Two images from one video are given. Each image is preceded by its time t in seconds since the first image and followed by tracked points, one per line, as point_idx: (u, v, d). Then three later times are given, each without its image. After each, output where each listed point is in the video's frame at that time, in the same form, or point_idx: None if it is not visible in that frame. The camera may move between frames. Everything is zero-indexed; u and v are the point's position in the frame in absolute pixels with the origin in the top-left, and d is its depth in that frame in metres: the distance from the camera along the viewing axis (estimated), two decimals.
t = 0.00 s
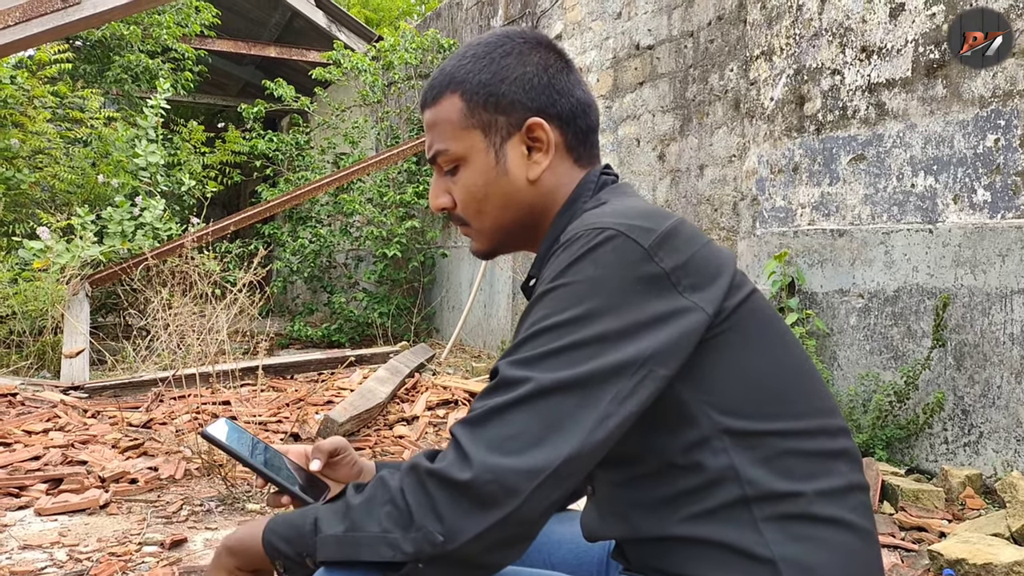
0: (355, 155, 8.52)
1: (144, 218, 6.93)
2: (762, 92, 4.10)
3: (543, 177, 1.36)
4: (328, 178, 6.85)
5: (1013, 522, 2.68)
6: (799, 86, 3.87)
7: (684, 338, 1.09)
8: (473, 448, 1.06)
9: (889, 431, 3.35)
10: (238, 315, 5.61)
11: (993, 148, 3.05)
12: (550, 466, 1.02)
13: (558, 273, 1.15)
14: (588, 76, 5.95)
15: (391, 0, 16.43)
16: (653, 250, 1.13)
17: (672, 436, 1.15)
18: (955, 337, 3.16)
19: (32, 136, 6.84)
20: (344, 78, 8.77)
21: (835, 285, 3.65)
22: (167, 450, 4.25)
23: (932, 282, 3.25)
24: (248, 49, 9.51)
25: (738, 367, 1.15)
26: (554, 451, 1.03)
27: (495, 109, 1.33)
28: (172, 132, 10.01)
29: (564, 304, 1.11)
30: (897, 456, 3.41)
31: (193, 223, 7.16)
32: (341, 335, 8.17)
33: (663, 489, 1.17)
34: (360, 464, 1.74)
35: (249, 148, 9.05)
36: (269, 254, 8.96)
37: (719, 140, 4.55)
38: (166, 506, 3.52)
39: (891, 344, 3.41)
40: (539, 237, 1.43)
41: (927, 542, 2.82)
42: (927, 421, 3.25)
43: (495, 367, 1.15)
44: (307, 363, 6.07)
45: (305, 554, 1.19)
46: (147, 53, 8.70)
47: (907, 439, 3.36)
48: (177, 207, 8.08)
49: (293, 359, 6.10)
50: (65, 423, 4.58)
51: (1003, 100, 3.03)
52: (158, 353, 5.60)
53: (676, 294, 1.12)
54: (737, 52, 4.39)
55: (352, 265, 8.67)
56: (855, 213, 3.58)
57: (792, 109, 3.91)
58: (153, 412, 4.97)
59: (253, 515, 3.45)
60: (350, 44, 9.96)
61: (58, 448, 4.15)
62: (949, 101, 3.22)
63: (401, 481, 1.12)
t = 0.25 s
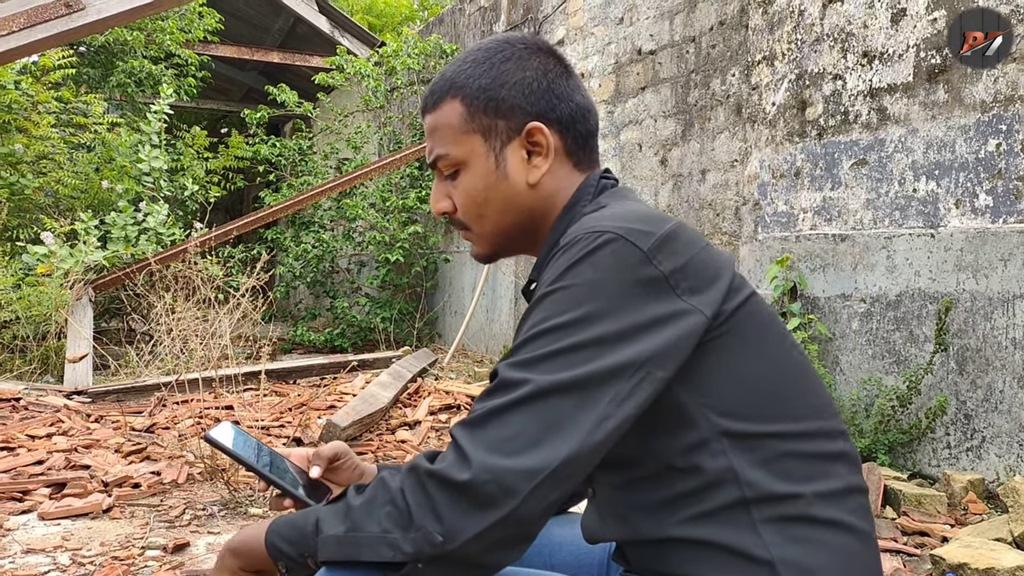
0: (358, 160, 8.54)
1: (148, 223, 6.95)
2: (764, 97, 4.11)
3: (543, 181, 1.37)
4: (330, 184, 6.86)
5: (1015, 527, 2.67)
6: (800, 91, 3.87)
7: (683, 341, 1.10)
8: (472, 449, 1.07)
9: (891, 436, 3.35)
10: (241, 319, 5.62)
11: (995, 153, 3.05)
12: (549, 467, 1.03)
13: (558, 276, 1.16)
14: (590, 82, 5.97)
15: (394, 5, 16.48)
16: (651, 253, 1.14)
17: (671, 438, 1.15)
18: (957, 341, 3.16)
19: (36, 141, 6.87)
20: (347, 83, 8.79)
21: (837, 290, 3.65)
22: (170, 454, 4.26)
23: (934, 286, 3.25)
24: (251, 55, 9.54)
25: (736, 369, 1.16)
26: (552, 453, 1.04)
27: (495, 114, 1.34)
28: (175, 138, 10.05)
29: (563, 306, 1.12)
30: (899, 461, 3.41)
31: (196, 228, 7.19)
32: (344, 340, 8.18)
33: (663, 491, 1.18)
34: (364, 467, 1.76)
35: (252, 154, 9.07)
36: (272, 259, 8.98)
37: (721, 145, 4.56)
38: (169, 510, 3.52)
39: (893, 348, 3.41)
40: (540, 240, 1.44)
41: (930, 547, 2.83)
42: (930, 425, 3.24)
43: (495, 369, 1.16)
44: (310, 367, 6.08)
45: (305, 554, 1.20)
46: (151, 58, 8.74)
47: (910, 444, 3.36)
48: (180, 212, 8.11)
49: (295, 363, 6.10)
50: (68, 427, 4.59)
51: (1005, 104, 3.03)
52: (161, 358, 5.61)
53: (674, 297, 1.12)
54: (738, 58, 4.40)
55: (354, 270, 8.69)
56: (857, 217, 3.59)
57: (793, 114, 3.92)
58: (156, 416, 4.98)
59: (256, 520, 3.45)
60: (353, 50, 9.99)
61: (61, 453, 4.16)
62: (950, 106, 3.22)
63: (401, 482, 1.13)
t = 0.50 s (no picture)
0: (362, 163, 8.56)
1: (151, 226, 6.97)
2: (766, 99, 4.12)
3: (543, 179, 1.38)
4: (334, 187, 6.88)
5: (1017, 528, 2.67)
6: (802, 94, 3.88)
7: (682, 336, 1.11)
8: (474, 442, 1.09)
9: (893, 437, 3.35)
10: (244, 322, 5.63)
11: (997, 155, 3.06)
12: (549, 460, 1.05)
13: (559, 271, 1.17)
14: (593, 85, 5.98)
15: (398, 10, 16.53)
16: (651, 249, 1.15)
17: (671, 432, 1.16)
18: (959, 343, 3.16)
19: (40, 145, 6.89)
20: (350, 87, 8.82)
21: (840, 292, 3.65)
22: (173, 456, 4.27)
23: (936, 288, 3.26)
24: (254, 59, 9.58)
25: (736, 364, 1.17)
26: (552, 446, 1.06)
27: (495, 111, 1.35)
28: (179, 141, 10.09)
29: (564, 301, 1.13)
30: (902, 463, 3.41)
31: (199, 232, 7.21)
32: (347, 343, 8.20)
33: (663, 485, 1.18)
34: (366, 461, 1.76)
35: (256, 157, 9.09)
36: (276, 263, 9.00)
37: (723, 148, 4.57)
38: (172, 511, 3.53)
39: (896, 350, 3.41)
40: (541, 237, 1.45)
41: (932, 548, 2.83)
42: (932, 427, 3.24)
43: (498, 363, 1.17)
44: (313, 370, 6.09)
45: (309, 545, 1.22)
46: (155, 62, 8.77)
47: (913, 446, 3.35)
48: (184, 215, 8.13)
49: (298, 366, 6.12)
50: (72, 429, 4.61)
51: (1006, 107, 3.04)
52: (164, 360, 5.63)
53: (674, 292, 1.13)
54: (740, 61, 4.41)
55: (358, 273, 8.71)
56: (859, 220, 3.59)
57: (796, 117, 3.93)
58: (159, 418, 5.00)
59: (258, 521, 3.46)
60: (357, 54, 10.03)
61: (65, 454, 4.17)
62: (952, 108, 3.23)
63: (403, 474, 1.15)
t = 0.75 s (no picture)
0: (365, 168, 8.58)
1: (156, 230, 7.00)
2: (769, 103, 4.12)
3: (545, 176, 1.39)
4: (337, 191, 6.90)
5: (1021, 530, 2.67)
6: (805, 98, 3.89)
7: (682, 331, 1.11)
8: (475, 435, 1.10)
9: (897, 440, 3.35)
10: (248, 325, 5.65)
11: (999, 158, 3.06)
12: (550, 452, 1.06)
13: (559, 267, 1.19)
14: (596, 89, 6.00)
15: (401, 15, 16.58)
16: (651, 245, 1.15)
17: (672, 427, 1.16)
18: (962, 346, 3.16)
19: (46, 149, 6.92)
20: (354, 91, 8.85)
21: (843, 295, 3.65)
22: (177, 458, 4.28)
23: (939, 291, 3.26)
24: (258, 64, 9.62)
25: (736, 359, 1.17)
26: (552, 439, 1.07)
27: (499, 108, 1.36)
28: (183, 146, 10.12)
29: (564, 297, 1.15)
30: (905, 466, 3.40)
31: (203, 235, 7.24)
32: (350, 346, 8.21)
33: (663, 479, 1.19)
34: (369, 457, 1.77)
35: (260, 162, 9.12)
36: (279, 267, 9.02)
37: (726, 152, 4.58)
38: (176, 513, 3.54)
39: (899, 353, 3.42)
40: (542, 234, 1.46)
41: (935, 551, 2.83)
42: (935, 430, 3.24)
43: (499, 357, 1.18)
44: (316, 374, 6.10)
45: (313, 538, 1.23)
46: (159, 67, 8.81)
47: (916, 449, 3.35)
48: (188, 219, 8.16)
49: (302, 369, 6.13)
50: (76, 432, 4.62)
51: (1009, 110, 3.04)
52: (168, 364, 5.64)
53: (674, 288, 1.14)
54: (743, 65, 4.42)
55: (361, 277, 8.72)
56: (862, 223, 3.60)
57: (798, 120, 3.94)
58: (163, 421, 5.01)
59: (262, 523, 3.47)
60: (360, 58, 10.06)
61: (69, 457, 4.19)
62: (954, 112, 3.23)
63: (406, 467, 1.16)
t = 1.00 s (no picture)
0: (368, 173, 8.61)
1: (159, 235, 7.02)
2: (771, 108, 4.13)
3: (546, 176, 1.40)
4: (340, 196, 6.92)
5: None
6: (807, 102, 3.90)
7: (682, 330, 1.12)
8: (476, 434, 1.11)
9: (899, 445, 3.35)
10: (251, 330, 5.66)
11: (1001, 162, 3.07)
12: (550, 450, 1.07)
13: (560, 266, 1.19)
14: (598, 94, 6.01)
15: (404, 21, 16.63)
16: (650, 245, 1.16)
17: (671, 425, 1.17)
18: (965, 350, 3.16)
19: (50, 154, 6.95)
20: (357, 97, 8.88)
21: (845, 299, 3.65)
22: (180, 462, 4.29)
23: (941, 295, 3.26)
24: (262, 69, 9.66)
25: (735, 359, 1.18)
26: (552, 437, 1.07)
27: (501, 109, 1.37)
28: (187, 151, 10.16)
29: (565, 296, 1.15)
30: (908, 470, 3.40)
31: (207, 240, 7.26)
32: (353, 351, 8.21)
33: (662, 478, 1.19)
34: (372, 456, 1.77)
35: (263, 167, 9.15)
36: (282, 272, 9.03)
37: (728, 156, 4.58)
38: (179, 517, 3.55)
39: (901, 357, 3.41)
40: (542, 234, 1.47)
41: (937, 555, 2.82)
42: (938, 434, 3.24)
43: (500, 357, 1.19)
44: (319, 378, 6.11)
45: (314, 536, 1.24)
46: (163, 73, 8.84)
47: (918, 453, 3.35)
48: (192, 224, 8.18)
49: (305, 374, 6.14)
50: (79, 436, 4.63)
51: (1010, 114, 3.05)
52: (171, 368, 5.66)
53: (674, 288, 1.15)
54: (745, 69, 4.43)
55: (364, 282, 8.74)
56: (864, 227, 3.60)
57: (800, 125, 3.94)
58: (166, 426, 5.02)
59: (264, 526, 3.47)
60: (363, 64, 10.10)
61: (72, 461, 4.20)
62: (956, 116, 3.24)
63: (407, 465, 1.17)
